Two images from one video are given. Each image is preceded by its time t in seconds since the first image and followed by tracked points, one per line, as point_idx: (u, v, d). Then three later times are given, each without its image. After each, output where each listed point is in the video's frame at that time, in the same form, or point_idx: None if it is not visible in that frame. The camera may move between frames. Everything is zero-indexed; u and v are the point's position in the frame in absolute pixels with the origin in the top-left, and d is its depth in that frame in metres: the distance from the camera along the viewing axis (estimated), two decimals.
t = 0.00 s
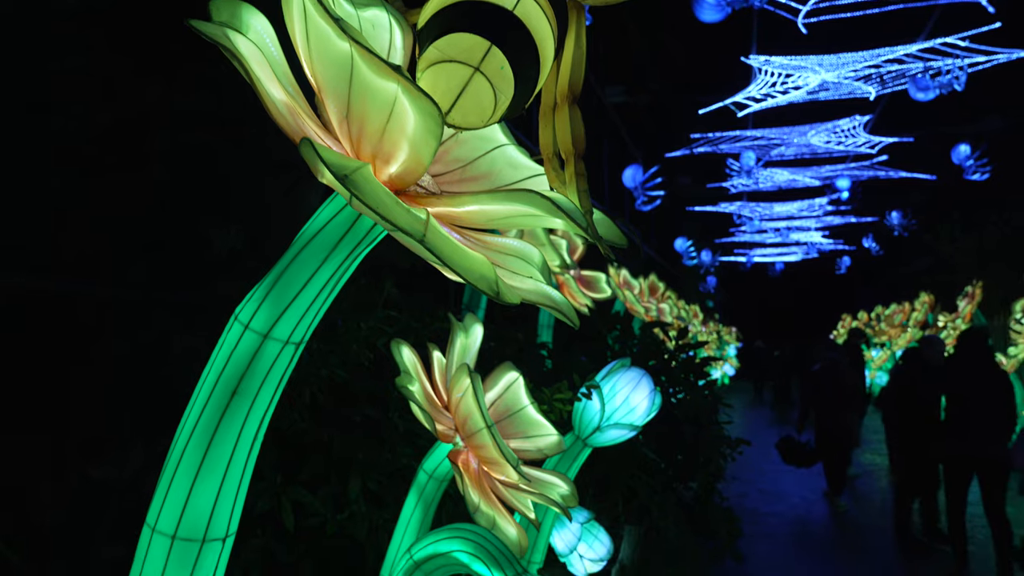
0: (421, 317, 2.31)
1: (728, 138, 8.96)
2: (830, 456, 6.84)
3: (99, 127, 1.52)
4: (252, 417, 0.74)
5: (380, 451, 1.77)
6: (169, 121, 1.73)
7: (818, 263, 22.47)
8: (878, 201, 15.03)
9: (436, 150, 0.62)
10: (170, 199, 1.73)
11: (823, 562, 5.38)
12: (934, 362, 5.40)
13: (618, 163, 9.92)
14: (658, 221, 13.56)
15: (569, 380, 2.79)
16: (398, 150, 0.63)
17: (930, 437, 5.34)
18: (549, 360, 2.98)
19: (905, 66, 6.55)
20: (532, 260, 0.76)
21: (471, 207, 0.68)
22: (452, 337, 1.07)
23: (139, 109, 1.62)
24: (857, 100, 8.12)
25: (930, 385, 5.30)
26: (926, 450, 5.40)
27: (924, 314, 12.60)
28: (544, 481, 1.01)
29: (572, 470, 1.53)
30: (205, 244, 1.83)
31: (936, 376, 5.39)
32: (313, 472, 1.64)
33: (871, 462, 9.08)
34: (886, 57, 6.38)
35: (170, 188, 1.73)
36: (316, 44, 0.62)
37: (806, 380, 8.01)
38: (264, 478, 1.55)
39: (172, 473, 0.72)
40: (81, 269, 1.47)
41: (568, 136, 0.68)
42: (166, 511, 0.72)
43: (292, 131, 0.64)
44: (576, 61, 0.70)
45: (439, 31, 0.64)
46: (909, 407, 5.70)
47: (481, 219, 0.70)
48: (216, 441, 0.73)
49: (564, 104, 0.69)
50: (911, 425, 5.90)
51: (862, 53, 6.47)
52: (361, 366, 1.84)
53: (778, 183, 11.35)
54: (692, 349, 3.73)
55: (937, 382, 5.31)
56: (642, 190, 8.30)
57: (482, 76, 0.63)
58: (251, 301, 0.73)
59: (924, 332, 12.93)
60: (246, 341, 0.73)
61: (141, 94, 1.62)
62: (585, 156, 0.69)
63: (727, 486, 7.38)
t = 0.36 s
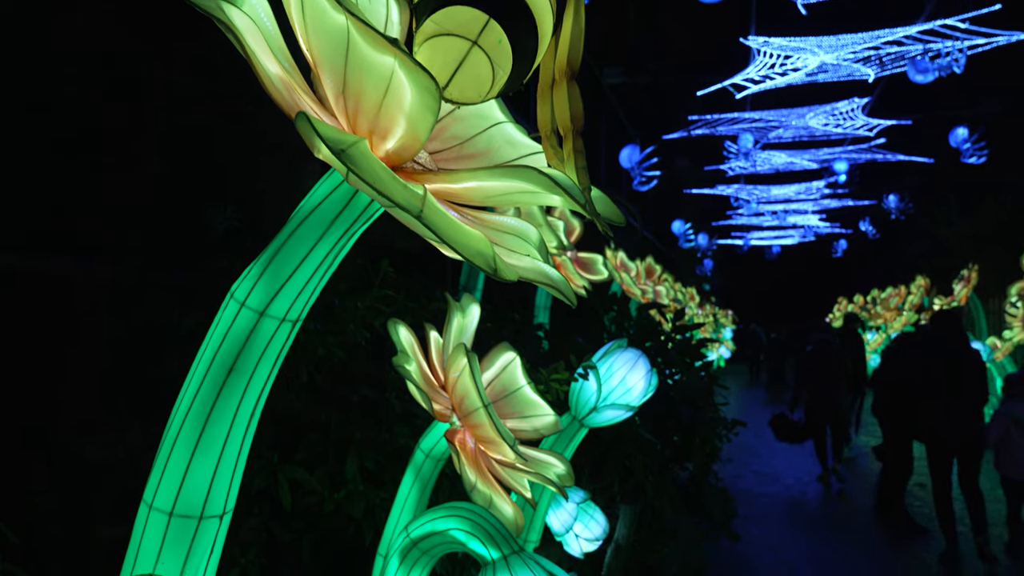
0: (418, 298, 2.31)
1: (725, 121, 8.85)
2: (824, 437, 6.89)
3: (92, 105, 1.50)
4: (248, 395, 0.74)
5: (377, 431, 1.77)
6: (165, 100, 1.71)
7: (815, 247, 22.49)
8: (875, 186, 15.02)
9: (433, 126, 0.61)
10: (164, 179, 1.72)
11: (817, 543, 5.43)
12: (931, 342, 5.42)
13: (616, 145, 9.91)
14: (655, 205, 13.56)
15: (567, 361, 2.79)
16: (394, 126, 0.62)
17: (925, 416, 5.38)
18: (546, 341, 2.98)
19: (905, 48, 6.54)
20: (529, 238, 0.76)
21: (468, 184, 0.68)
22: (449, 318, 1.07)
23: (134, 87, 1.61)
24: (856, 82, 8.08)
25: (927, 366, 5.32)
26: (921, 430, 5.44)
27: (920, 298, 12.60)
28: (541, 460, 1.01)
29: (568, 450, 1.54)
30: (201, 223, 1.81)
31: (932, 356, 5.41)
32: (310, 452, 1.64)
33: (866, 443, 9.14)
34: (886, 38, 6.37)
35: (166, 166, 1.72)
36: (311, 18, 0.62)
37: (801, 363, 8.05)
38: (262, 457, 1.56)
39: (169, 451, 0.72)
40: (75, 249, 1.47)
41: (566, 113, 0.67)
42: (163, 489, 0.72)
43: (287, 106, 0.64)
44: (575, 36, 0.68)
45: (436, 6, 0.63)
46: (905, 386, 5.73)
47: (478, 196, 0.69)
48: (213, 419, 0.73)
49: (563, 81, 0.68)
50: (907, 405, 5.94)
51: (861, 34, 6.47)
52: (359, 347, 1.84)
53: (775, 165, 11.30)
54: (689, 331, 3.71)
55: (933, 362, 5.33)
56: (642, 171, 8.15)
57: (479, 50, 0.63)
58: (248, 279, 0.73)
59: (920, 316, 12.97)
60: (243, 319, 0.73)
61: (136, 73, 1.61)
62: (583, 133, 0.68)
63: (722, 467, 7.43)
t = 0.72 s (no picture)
0: (415, 279, 2.31)
1: (723, 104, 8.83)
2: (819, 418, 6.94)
3: (84, 85, 1.49)
4: (244, 374, 0.74)
5: (374, 411, 1.78)
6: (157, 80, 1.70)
7: (812, 231, 22.50)
8: (872, 169, 15.01)
9: (430, 102, 0.61)
10: (156, 160, 1.70)
11: (811, 523, 5.49)
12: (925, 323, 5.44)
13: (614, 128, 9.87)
14: (653, 187, 13.54)
15: (563, 342, 2.79)
16: (391, 103, 0.62)
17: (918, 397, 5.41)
18: (543, 323, 2.99)
19: (905, 31, 6.51)
20: (526, 218, 0.76)
21: (465, 162, 0.67)
22: (446, 298, 1.07)
23: (123, 65, 1.60)
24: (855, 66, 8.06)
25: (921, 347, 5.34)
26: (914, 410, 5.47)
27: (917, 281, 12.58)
28: (537, 441, 1.01)
29: (565, 431, 1.54)
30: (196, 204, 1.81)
31: (926, 338, 5.44)
32: (307, 433, 1.65)
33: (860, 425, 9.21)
34: (886, 20, 6.34)
35: (158, 147, 1.71)
36: None
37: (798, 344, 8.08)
38: (258, 438, 1.57)
39: (165, 430, 0.72)
40: (65, 231, 1.46)
41: (564, 92, 0.67)
42: (160, 468, 0.72)
43: (282, 83, 0.63)
44: (574, 12, 0.68)
45: None
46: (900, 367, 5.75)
47: (475, 174, 0.69)
48: (209, 398, 0.72)
49: (561, 57, 0.67)
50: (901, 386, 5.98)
51: (861, 16, 6.43)
52: (356, 328, 1.85)
53: (773, 148, 11.27)
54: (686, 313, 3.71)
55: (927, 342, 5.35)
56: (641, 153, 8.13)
57: (476, 26, 0.62)
58: (244, 257, 0.72)
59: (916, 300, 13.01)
60: (239, 298, 0.73)
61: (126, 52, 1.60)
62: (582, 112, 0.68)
63: (718, 449, 7.49)
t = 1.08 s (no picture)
0: (408, 264, 2.31)
1: (717, 87, 8.79)
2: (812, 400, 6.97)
3: (70, 68, 1.48)
4: (237, 357, 0.74)
5: (368, 395, 1.78)
6: (144, 63, 1.69)
7: (806, 215, 22.49)
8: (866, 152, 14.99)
9: (420, 84, 0.60)
10: (145, 144, 1.69)
11: (803, 505, 5.53)
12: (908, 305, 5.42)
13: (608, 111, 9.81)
14: (647, 172, 13.51)
15: (556, 327, 2.78)
16: (380, 85, 0.61)
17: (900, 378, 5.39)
18: (536, 307, 2.98)
19: (899, 12, 6.38)
20: (517, 201, 0.76)
21: (456, 144, 0.67)
22: (439, 282, 1.07)
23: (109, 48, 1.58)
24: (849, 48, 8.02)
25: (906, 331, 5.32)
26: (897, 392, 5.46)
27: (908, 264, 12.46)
28: (530, 423, 1.02)
29: (558, 414, 1.55)
30: (187, 189, 1.80)
31: (917, 321, 5.45)
32: (300, 417, 1.65)
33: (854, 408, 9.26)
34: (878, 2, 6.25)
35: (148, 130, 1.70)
36: None
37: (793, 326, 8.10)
38: (252, 422, 1.57)
39: (158, 413, 0.72)
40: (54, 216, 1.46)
41: (555, 73, 0.66)
42: (153, 451, 0.72)
43: (271, 65, 0.62)
44: None
45: None
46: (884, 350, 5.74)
47: (466, 157, 0.68)
48: (202, 383, 0.72)
49: (551, 39, 0.66)
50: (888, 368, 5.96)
51: None
52: (348, 312, 1.85)
53: (767, 131, 11.22)
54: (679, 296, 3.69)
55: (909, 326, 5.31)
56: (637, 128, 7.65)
57: (466, 7, 0.60)
58: (235, 242, 0.72)
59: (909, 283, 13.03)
60: (230, 282, 0.72)
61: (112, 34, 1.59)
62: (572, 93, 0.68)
63: (711, 432, 7.53)
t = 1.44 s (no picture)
0: (402, 258, 2.31)
1: (712, 82, 8.79)
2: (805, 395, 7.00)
3: (65, 61, 1.48)
4: (232, 349, 0.74)
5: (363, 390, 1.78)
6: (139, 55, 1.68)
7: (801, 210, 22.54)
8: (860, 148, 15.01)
9: (413, 77, 0.60)
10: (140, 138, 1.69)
11: (795, 499, 5.55)
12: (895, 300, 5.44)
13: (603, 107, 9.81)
14: (642, 167, 13.52)
15: (551, 321, 2.79)
16: (374, 78, 0.61)
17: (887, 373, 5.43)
18: (531, 302, 2.98)
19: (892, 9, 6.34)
20: (511, 194, 0.77)
21: (449, 138, 0.67)
22: (433, 277, 1.07)
23: (104, 41, 1.58)
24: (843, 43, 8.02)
25: (894, 326, 5.35)
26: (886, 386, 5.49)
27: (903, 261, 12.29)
28: (524, 418, 1.02)
29: (552, 408, 1.56)
30: (182, 182, 1.80)
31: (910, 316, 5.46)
32: (295, 412, 1.65)
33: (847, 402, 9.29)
34: None
35: (143, 125, 1.69)
36: None
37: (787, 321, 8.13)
38: (247, 417, 1.56)
39: (152, 406, 0.72)
40: (52, 212, 1.45)
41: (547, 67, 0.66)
42: (147, 444, 0.72)
43: (264, 57, 0.62)
44: None
45: None
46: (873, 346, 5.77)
47: (459, 150, 0.68)
48: (196, 374, 0.73)
49: (544, 33, 0.66)
50: (876, 362, 5.99)
51: None
52: (343, 305, 1.85)
53: (762, 126, 11.23)
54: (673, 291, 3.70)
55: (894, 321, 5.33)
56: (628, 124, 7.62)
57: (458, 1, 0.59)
58: (229, 235, 0.72)
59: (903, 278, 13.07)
60: (224, 275, 0.73)
61: (107, 27, 1.58)
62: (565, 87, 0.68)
63: (705, 426, 7.55)
